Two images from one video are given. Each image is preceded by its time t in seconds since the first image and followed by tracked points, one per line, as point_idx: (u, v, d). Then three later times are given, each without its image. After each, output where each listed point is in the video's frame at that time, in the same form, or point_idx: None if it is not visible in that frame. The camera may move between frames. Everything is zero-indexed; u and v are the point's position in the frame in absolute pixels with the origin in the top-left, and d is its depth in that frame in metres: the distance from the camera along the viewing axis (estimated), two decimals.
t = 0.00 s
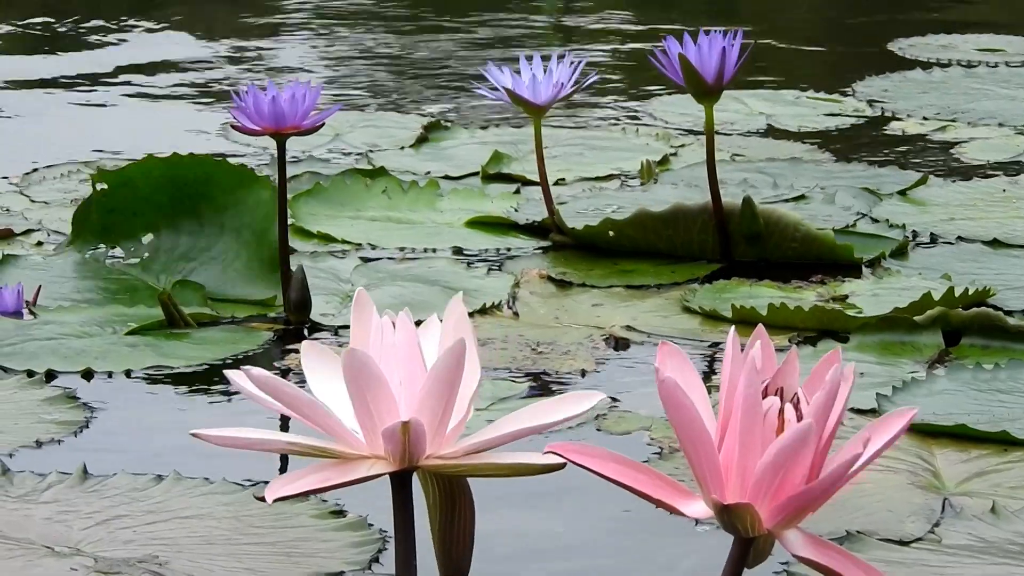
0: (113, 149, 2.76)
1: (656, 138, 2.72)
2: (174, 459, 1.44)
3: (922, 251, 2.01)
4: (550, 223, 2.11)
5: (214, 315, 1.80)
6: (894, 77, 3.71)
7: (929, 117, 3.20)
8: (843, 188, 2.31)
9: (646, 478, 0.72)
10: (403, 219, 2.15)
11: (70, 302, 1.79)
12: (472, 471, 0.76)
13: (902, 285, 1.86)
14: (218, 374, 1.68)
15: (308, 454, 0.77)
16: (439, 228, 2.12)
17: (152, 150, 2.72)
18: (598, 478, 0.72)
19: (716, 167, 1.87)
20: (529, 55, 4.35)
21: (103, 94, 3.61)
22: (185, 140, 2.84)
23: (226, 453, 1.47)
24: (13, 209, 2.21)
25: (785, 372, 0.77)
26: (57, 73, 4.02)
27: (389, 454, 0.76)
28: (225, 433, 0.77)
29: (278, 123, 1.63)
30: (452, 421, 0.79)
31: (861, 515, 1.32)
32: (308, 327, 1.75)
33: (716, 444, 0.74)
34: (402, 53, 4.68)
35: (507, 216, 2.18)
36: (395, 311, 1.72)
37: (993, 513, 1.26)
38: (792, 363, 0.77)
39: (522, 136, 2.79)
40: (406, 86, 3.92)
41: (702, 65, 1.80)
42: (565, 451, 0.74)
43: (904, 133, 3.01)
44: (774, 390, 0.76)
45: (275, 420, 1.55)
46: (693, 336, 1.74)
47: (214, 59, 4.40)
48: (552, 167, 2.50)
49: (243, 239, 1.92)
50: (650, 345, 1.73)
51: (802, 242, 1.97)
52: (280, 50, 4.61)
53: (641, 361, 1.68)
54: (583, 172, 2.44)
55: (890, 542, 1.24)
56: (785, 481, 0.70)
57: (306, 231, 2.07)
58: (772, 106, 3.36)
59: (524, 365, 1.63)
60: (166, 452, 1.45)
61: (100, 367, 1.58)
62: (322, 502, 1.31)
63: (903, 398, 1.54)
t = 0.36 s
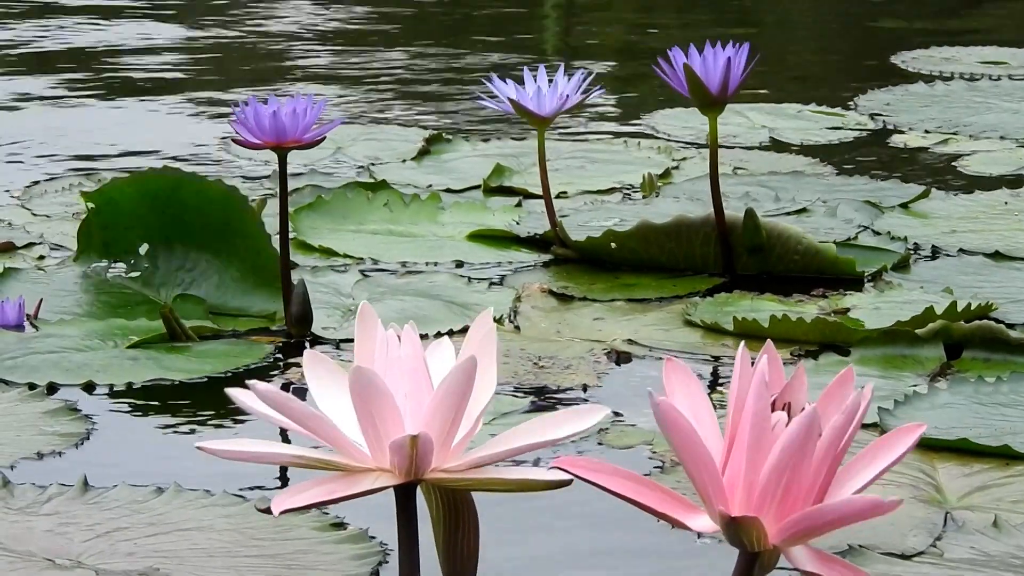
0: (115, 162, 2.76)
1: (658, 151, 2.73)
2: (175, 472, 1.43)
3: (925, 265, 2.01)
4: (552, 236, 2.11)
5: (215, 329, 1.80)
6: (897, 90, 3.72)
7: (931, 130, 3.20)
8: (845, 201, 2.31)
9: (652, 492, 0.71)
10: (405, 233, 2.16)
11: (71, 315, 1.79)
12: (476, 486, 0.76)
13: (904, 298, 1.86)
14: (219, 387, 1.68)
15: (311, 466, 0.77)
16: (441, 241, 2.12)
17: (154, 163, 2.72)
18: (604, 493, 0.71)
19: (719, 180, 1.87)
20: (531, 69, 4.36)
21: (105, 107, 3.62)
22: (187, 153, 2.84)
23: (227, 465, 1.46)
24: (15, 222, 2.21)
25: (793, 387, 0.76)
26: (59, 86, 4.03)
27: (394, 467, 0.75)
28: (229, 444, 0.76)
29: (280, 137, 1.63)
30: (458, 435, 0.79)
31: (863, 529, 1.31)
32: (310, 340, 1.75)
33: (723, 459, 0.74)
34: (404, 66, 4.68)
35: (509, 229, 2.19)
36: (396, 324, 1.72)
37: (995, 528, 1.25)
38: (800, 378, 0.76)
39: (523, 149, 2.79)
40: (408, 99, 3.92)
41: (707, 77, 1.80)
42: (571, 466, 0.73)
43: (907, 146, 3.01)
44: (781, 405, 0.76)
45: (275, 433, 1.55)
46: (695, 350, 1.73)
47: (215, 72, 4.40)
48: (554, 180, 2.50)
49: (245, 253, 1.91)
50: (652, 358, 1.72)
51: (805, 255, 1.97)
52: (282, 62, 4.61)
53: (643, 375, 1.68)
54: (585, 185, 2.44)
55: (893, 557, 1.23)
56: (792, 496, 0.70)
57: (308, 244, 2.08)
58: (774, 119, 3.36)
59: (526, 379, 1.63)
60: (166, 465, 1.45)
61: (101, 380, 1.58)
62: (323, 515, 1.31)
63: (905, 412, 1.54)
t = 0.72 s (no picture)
0: (115, 167, 2.76)
1: (659, 155, 2.73)
2: (175, 478, 1.43)
3: (925, 268, 2.01)
4: (552, 240, 2.11)
5: (215, 334, 1.80)
6: (897, 94, 3.72)
7: (931, 134, 3.20)
8: (845, 205, 2.31)
9: (652, 494, 0.71)
10: (405, 237, 2.15)
11: (71, 320, 1.79)
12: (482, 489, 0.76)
13: (904, 301, 1.86)
14: (219, 393, 1.67)
15: (316, 468, 0.76)
16: (441, 245, 2.12)
17: (154, 167, 2.72)
18: (606, 493, 0.71)
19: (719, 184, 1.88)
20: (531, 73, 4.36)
21: (104, 111, 3.62)
22: (187, 158, 2.84)
23: (227, 470, 1.46)
24: (15, 226, 2.20)
25: (792, 389, 0.76)
26: (58, 90, 4.02)
27: (400, 470, 0.75)
28: (235, 444, 0.76)
29: (281, 141, 1.63)
30: (464, 438, 0.79)
31: (863, 532, 1.31)
32: (310, 345, 1.75)
33: (722, 461, 0.73)
34: (404, 69, 4.68)
35: (509, 233, 2.19)
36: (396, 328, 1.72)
37: (995, 530, 1.25)
38: (799, 381, 0.76)
39: (524, 154, 2.79)
40: (408, 103, 3.92)
41: (708, 80, 1.80)
42: (575, 466, 0.73)
43: (907, 150, 3.01)
44: (780, 408, 0.76)
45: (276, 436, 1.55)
46: (695, 353, 1.73)
47: (215, 77, 4.40)
48: (555, 184, 2.50)
49: (245, 257, 1.91)
50: (653, 362, 1.72)
51: (805, 258, 1.97)
52: (281, 66, 4.61)
53: (644, 378, 1.67)
54: (586, 190, 2.44)
55: (893, 560, 1.23)
56: (790, 495, 0.70)
57: (308, 249, 2.08)
58: (775, 123, 3.36)
59: (526, 383, 1.63)
60: (166, 471, 1.45)
61: (101, 385, 1.58)
62: (323, 519, 1.31)
63: (906, 415, 1.54)
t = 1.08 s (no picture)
0: (118, 163, 2.76)
1: (662, 151, 2.72)
2: (178, 473, 1.43)
3: (929, 263, 2.01)
4: (556, 236, 2.11)
5: (218, 329, 1.80)
6: (901, 89, 3.72)
7: (935, 130, 3.20)
8: (849, 201, 2.31)
9: (656, 490, 0.71)
10: (409, 233, 2.15)
11: (74, 316, 1.79)
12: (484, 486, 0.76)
13: (907, 297, 1.86)
14: (222, 389, 1.68)
15: (318, 465, 0.77)
16: (445, 241, 2.12)
17: (156, 164, 2.72)
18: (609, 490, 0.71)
19: (722, 180, 1.87)
20: (534, 68, 4.36)
21: (108, 107, 3.62)
22: (190, 154, 2.84)
23: (230, 466, 1.46)
24: (19, 223, 2.21)
25: (795, 387, 0.77)
26: (62, 87, 4.03)
27: (402, 467, 0.75)
28: (236, 442, 0.76)
29: (284, 137, 1.63)
30: (465, 435, 0.79)
31: (866, 527, 1.31)
32: (314, 340, 1.75)
33: (726, 458, 0.73)
34: (408, 65, 4.68)
35: (512, 229, 2.19)
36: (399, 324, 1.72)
37: (998, 526, 1.25)
38: (803, 378, 0.76)
39: (527, 149, 2.79)
40: (411, 99, 3.92)
41: (711, 76, 1.80)
42: (577, 462, 0.73)
43: (910, 145, 3.01)
44: (784, 405, 0.76)
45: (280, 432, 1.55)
46: (698, 349, 1.73)
47: (218, 73, 4.40)
48: (558, 180, 2.50)
49: (248, 253, 1.90)
50: (657, 358, 1.72)
51: (809, 254, 1.97)
52: (284, 62, 4.61)
53: (647, 374, 1.68)
54: (590, 185, 2.44)
55: (895, 555, 1.23)
56: (795, 492, 0.70)
57: (311, 245, 2.08)
58: (778, 118, 3.36)
59: (529, 378, 1.63)
60: (169, 466, 1.45)
61: (104, 381, 1.58)
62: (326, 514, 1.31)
63: (909, 410, 1.54)
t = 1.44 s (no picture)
0: (119, 153, 2.76)
1: (663, 142, 2.72)
2: (180, 463, 1.43)
3: (929, 254, 2.01)
4: (557, 226, 2.11)
5: (220, 320, 1.80)
6: (902, 81, 3.71)
7: (936, 121, 3.20)
8: (850, 192, 2.31)
9: (656, 480, 0.72)
10: (410, 224, 2.16)
11: (76, 306, 1.79)
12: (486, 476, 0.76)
13: (907, 288, 1.86)
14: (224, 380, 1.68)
15: (320, 455, 0.77)
16: (446, 231, 2.13)
17: (158, 154, 2.72)
18: (609, 479, 0.72)
19: (723, 170, 1.88)
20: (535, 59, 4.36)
21: (109, 97, 3.62)
22: (191, 143, 2.84)
23: (231, 457, 1.46)
24: (20, 213, 2.21)
25: (795, 376, 0.77)
26: (62, 77, 4.03)
27: (405, 457, 0.75)
28: (238, 432, 0.76)
29: (285, 127, 1.63)
30: (467, 426, 0.79)
31: (865, 518, 1.31)
32: (315, 331, 1.75)
33: (726, 447, 0.74)
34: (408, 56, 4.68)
35: (514, 220, 2.19)
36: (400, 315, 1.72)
37: (998, 517, 1.25)
38: (802, 367, 0.77)
39: (528, 140, 2.79)
40: (412, 90, 3.92)
41: (712, 67, 1.80)
42: (579, 453, 0.73)
43: (911, 137, 3.01)
44: (784, 395, 0.76)
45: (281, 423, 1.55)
46: (699, 339, 1.73)
47: (219, 65, 4.40)
48: (559, 171, 2.50)
49: (253, 247, 1.92)
50: (657, 348, 1.72)
51: (810, 244, 1.97)
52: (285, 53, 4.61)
53: (648, 365, 1.68)
54: (591, 176, 2.44)
55: (895, 546, 1.23)
56: (793, 481, 0.70)
57: (313, 235, 2.08)
58: (779, 109, 3.36)
59: (530, 369, 1.63)
60: (171, 457, 1.45)
61: (106, 372, 1.58)
62: (328, 505, 1.31)
63: (909, 401, 1.54)
